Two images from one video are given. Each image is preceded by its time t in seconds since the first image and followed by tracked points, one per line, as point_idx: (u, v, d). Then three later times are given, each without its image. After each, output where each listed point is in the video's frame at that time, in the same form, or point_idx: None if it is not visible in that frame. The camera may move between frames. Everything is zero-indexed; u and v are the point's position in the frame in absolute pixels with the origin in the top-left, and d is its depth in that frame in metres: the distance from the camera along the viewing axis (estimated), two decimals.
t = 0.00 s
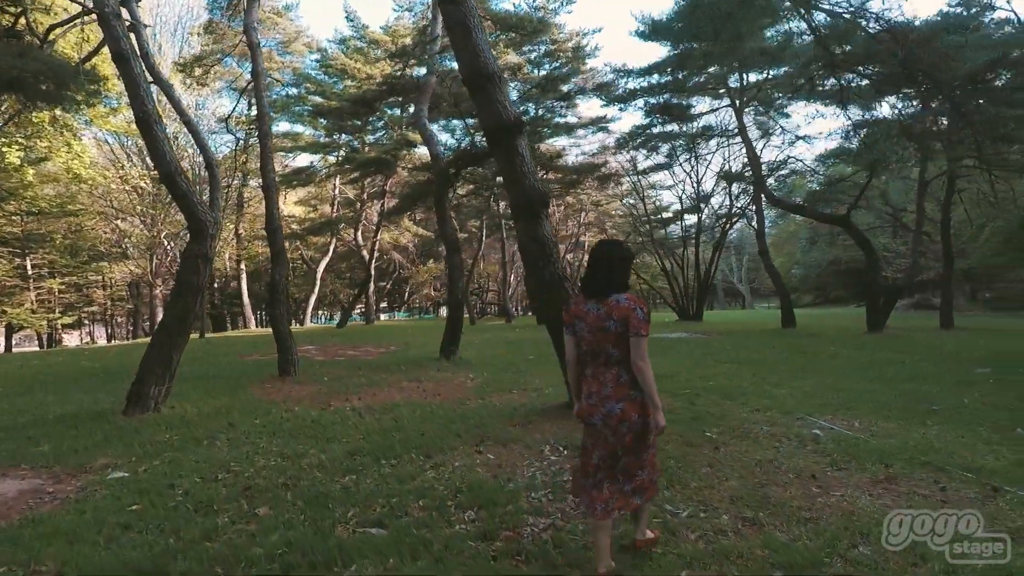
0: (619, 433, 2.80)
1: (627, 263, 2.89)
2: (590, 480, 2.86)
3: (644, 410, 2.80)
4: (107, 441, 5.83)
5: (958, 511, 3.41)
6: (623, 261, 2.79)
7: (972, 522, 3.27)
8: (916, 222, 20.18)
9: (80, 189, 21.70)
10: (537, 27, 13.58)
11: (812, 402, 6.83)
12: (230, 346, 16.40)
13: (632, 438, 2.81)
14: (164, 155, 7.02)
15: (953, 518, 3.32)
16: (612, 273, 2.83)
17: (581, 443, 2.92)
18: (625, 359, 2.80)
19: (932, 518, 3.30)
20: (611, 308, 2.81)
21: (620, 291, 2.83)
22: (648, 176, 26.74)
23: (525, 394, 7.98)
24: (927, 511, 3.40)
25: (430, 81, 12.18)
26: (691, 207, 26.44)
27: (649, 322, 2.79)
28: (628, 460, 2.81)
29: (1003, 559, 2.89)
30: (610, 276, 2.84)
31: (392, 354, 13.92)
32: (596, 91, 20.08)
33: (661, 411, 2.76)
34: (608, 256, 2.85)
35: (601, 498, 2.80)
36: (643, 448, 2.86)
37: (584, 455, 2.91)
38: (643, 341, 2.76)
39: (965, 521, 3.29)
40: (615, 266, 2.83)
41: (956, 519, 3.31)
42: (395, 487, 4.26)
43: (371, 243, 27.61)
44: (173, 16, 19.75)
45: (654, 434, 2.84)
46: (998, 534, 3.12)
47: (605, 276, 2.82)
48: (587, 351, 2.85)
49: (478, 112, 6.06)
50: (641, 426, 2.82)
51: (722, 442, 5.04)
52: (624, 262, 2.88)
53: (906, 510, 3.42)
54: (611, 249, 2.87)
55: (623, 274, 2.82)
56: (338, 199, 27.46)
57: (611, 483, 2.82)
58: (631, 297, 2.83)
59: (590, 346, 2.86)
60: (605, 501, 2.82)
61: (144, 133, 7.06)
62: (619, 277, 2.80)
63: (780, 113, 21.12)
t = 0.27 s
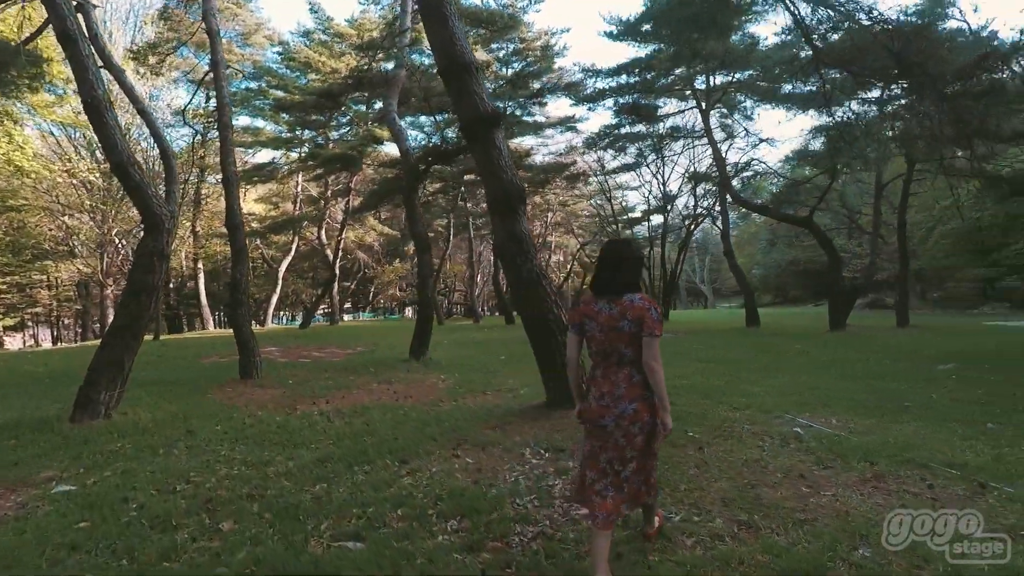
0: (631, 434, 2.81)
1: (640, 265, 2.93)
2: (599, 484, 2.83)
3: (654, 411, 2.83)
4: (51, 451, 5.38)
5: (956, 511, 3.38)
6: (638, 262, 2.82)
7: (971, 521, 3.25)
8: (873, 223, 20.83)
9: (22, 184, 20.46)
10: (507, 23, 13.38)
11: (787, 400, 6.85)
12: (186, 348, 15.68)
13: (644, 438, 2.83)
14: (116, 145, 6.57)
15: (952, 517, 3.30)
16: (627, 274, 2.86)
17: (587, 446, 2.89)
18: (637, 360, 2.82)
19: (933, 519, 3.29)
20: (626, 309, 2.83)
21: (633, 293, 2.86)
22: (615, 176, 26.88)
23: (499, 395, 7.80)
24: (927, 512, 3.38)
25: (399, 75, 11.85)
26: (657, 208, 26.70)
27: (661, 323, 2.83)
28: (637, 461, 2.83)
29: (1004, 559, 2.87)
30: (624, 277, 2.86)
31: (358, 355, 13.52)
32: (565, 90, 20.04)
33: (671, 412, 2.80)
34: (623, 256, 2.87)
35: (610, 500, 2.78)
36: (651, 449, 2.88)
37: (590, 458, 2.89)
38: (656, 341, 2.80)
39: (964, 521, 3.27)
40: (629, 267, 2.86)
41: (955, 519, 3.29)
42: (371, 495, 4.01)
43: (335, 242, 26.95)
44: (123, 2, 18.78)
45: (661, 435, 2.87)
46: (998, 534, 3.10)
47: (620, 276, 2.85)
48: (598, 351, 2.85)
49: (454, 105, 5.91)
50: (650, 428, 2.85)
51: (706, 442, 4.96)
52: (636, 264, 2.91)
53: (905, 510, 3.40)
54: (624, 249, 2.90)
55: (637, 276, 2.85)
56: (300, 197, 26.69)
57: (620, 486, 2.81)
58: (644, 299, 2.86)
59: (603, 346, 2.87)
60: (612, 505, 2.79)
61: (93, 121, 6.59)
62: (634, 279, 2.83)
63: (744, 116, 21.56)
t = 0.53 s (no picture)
0: (655, 429, 2.84)
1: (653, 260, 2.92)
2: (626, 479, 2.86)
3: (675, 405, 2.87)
4: None
5: (957, 511, 3.34)
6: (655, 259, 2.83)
7: (972, 522, 3.21)
8: (836, 224, 21.34)
9: None
10: (480, 18, 13.15)
11: (767, 399, 6.82)
12: (143, 350, 14.96)
13: (667, 432, 2.86)
14: (64, 132, 6.09)
15: (953, 518, 3.26)
16: (643, 271, 2.85)
17: (608, 444, 2.89)
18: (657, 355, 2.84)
19: (931, 519, 3.26)
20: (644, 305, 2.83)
21: (650, 289, 2.86)
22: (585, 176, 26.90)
23: (476, 397, 7.58)
24: (926, 512, 3.34)
25: (369, 68, 11.48)
26: (627, 208, 26.85)
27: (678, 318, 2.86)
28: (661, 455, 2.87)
29: (1003, 560, 2.84)
30: (640, 273, 2.85)
31: (327, 356, 13.10)
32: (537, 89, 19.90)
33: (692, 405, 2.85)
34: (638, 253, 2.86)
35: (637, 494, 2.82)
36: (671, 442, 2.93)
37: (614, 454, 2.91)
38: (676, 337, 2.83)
39: (964, 521, 3.23)
40: (644, 263, 2.85)
41: (956, 519, 3.25)
42: (347, 509, 3.75)
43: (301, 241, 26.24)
44: None
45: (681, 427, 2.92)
46: (998, 535, 3.07)
47: (637, 273, 2.84)
48: (617, 349, 2.85)
49: (430, 94, 5.71)
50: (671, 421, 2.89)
51: (693, 444, 4.84)
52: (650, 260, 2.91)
53: (905, 511, 3.37)
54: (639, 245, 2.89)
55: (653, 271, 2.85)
56: (264, 194, 25.89)
57: (646, 482, 2.84)
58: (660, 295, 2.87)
59: (622, 344, 2.86)
60: (637, 498, 2.83)
61: (38, 106, 6.10)
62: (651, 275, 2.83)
63: (712, 117, 21.90)
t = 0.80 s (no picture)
0: (661, 428, 2.89)
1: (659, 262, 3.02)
2: (633, 477, 2.93)
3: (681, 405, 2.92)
4: None
5: (956, 511, 3.34)
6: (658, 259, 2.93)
7: (971, 521, 3.22)
8: (795, 226, 21.87)
9: None
10: (447, 14, 12.88)
11: (740, 400, 6.80)
12: (87, 355, 14.10)
13: (673, 432, 2.90)
14: None
15: (953, 517, 3.26)
16: (649, 271, 2.96)
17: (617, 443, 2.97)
18: (663, 354, 2.92)
19: (930, 518, 3.27)
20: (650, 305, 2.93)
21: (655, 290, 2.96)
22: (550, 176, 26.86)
23: (446, 402, 7.32)
24: (927, 511, 3.35)
25: (333, 61, 11.09)
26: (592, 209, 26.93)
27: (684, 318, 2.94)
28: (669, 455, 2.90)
29: (1004, 560, 2.87)
30: (645, 273, 2.96)
31: (286, 360, 12.58)
32: (503, 88, 19.72)
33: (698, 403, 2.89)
34: (643, 254, 2.97)
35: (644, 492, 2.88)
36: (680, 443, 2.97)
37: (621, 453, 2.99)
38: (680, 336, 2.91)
39: (964, 521, 3.24)
40: (650, 264, 2.96)
41: (956, 519, 3.26)
42: (314, 528, 3.46)
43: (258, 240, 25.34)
44: None
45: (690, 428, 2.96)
46: (998, 535, 3.08)
47: (642, 273, 2.96)
48: (623, 348, 2.93)
49: (401, 84, 5.49)
50: (678, 421, 2.93)
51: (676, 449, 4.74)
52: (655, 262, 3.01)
53: (905, 510, 3.38)
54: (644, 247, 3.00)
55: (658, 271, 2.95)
56: (219, 191, 24.89)
57: (653, 480, 2.90)
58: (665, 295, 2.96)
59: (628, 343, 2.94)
60: (648, 496, 2.90)
61: None
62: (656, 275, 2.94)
63: (675, 119, 22.20)
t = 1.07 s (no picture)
0: (664, 421, 2.83)
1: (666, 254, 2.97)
2: (634, 472, 2.88)
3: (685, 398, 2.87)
4: None
5: (956, 510, 3.30)
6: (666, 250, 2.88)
7: (973, 521, 3.17)
8: (757, 227, 22.31)
9: None
10: (415, 6, 12.61)
11: (717, 398, 6.77)
12: (28, 358, 13.21)
13: (677, 427, 2.85)
14: None
15: (953, 517, 3.22)
16: (657, 262, 2.91)
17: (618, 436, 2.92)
18: (668, 347, 2.87)
19: (930, 519, 3.22)
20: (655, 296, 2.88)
21: (663, 281, 2.91)
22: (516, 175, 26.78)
23: (419, 404, 7.06)
24: (926, 511, 3.31)
25: (298, 49, 10.71)
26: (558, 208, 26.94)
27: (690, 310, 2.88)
28: (672, 450, 2.85)
29: (1005, 560, 2.83)
30: (652, 264, 2.91)
31: (247, 361, 12.06)
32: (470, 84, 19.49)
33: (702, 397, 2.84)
34: (650, 244, 2.93)
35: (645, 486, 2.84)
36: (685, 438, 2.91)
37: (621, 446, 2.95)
38: (686, 328, 2.85)
39: (965, 520, 3.20)
40: (656, 256, 2.91)
41: (956, 519, 3.21)
42: (284, 542, 3.18)
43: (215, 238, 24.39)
44: None
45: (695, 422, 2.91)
46: (999, 535, 3.04)
47: (648, 263, 2.90)
48: (627, 340, 2.88)
49: (372, 69, 5.28)
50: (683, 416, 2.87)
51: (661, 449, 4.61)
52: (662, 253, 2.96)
53: (905, 510, 3.33)
54: (651, 238, 2.95)
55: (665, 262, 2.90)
56: (173, 186, 23.86)
57: (654, 475, 2.85)
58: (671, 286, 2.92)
59: (634, 335, 2.89)
60: (650, 490, 2.86)
61: None
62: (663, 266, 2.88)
63: (640, 119, 22.39)
